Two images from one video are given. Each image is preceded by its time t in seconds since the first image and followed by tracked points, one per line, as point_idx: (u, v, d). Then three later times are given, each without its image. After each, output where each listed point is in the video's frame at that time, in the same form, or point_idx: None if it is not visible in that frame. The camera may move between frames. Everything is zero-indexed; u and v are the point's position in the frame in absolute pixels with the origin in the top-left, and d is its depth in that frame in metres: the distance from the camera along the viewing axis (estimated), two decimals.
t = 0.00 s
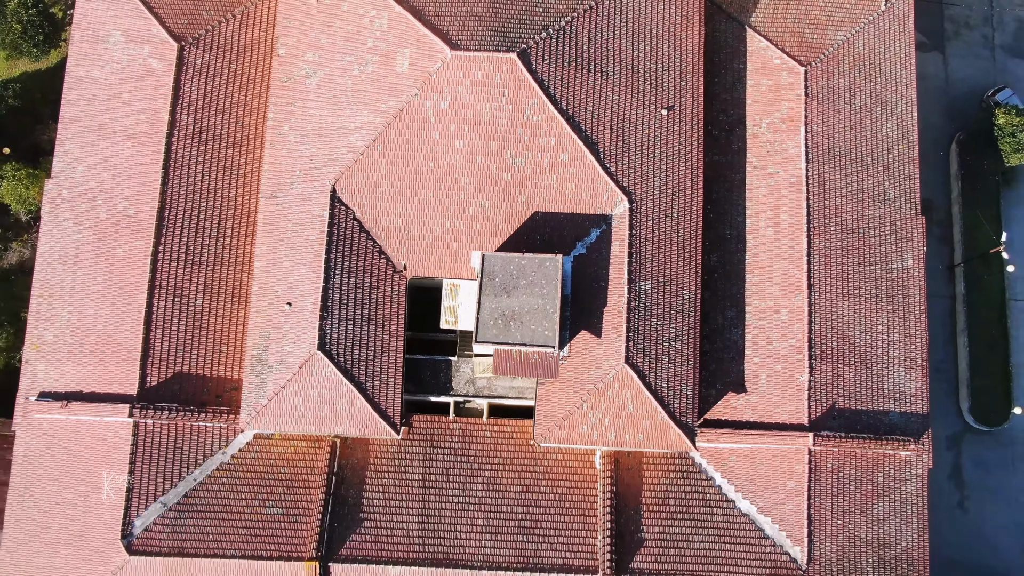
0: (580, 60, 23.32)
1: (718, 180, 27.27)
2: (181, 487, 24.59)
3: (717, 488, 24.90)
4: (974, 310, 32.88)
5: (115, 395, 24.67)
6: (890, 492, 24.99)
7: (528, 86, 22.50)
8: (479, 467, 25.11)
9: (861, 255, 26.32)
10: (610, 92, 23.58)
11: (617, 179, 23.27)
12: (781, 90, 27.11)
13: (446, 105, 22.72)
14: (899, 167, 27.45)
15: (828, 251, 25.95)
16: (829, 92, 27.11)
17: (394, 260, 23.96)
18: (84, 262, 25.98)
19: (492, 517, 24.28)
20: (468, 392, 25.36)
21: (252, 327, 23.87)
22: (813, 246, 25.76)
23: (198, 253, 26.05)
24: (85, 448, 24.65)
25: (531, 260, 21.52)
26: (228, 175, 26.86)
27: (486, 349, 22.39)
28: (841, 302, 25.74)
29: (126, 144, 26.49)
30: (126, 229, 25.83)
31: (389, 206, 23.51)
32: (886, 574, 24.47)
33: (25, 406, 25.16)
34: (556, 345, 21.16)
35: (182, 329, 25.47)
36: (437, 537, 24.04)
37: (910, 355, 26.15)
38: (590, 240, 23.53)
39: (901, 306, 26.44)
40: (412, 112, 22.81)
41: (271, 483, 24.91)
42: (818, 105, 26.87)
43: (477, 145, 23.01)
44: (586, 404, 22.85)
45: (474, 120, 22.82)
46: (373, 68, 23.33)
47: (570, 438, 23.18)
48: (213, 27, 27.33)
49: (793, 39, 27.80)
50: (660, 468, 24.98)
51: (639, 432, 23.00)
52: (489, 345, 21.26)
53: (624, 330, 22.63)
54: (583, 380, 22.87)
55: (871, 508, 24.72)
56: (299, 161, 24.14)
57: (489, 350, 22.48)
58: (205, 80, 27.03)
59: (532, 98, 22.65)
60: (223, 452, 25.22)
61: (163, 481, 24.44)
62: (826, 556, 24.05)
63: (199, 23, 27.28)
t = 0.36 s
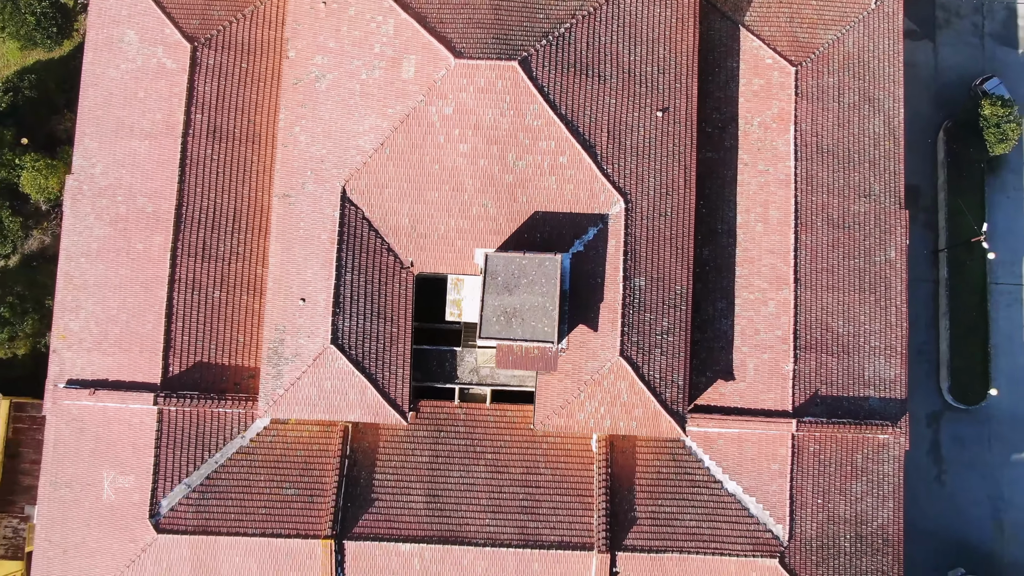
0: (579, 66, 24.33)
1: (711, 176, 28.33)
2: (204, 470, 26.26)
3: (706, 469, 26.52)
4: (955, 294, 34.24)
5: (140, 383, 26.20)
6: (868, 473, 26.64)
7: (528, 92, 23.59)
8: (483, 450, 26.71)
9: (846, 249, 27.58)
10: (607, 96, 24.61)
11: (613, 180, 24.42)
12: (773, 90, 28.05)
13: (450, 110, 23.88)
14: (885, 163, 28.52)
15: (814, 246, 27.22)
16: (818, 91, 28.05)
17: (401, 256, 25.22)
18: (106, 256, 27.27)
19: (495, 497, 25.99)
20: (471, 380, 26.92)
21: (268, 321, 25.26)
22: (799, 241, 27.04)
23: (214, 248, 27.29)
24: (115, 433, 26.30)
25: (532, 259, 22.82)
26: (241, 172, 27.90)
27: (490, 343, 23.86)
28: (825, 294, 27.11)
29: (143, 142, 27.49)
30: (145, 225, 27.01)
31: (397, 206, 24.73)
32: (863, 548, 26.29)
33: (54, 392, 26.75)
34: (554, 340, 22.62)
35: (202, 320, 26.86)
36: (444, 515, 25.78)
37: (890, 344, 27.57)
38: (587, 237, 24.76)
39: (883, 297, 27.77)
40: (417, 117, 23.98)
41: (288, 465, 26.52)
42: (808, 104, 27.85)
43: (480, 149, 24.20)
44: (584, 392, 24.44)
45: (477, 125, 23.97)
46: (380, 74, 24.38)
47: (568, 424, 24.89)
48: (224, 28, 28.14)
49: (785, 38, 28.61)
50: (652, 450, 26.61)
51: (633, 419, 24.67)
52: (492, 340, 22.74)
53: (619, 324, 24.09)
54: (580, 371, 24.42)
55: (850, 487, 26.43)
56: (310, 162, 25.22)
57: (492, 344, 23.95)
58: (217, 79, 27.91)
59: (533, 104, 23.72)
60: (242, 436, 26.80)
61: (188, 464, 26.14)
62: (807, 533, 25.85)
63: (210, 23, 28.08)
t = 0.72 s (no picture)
0: (578, 73, 25.63)
1: (704, 174, 29.51)
2: (224, 454, 27.89)
3: (696, 453, 28.25)
4: (938, 281, 35.59)
5: (162, 373, 27.78)
6: (849, 457, 28.36)
7: (529, 100, 24.90)
8: (486, 436, 28.38)
9: (832, 244, 28.92)
10: (605, 102, 25.81)
11: (610, 184, 25.70)
12: (764, 90, 29.07)
13: (455, 117, 25.25)
14: (871, 160, 29.66)
15: (802, 242, 28.55)
16: (808, 92, 29.10)
17: (409, 254, 26.69)
18: (127, 252, 28.65)
19: (498, 480, 27.72)
20: (475, 370, 28.67)
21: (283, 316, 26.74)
22: (788, 238, 28.36)
23: (230, 244, 28.57)
24: (140, 419, 27.98)
25: (533, 261, 24.26)
26: (254, 170, 28.97)
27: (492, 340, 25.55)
28: (811, 288, 28.53)
29: (160, 142, 28.65)
30: (164, 223, 28.32)
31: (404, 207, 26.07)
32: (842, 526, 28.17)
33: (81, 381, 28.49)
34: (553, 337, 24.28)
35: (220, 314, 28.31)
36: (449, 496, 27.52)
37: (872, 335, 29.07)
38: (585, 237, 26.17)
39: (867, 291, 29.19)
40: (424, 124, 25.31)
41: (303, 451, 28.15)
42: (798, 105, 28.92)
43: (484, 153, 25.58)
44: (581, 383, 26.16)
45: (481, 131, 25.33)
46: (389, 81, 25.58)
47: (566, 412, 26.64)
48: (235, 30, 29.04)
49: (777, 39, 29.53)
50: (645, 435, 28.32)
51: (626, 408, 26.47)
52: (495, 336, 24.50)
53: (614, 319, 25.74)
54: (577, 363, 26.16)
55: (831, 470, 28.17)
56: (321, 164, 26.44)
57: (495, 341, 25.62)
58: (230, 81, 28.88)
59: (533, 111, 25.03)
60: (260, 423, 28.37)
61: (209, 449, 27.78)
62: (790, 512, 27.68)
63: (223, 26, 28.93)
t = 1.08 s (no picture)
0: (577, 79, 26.93)
1: (698, 172, 30.77)
2: (244, 439, 29.65)
3: (688, 437, 30.06)
4: (924, 268, 36.83)
5: (183, 362, 29.39)
6: (832, 441, 30.07)
7: (530, 106, 26.23)
8: (490, 422, 30.08)
9: (820, 240, 30.25)
10: (603, 106, 27.08)
11: (607, 185, 27.05)
12: (757, 91, 30.17)
13: (459, 122, 26.56)
14: (859, 158, 30.83)
15: (790, 238, 29.88)
16: (799, 93, 30.20)
17: (417, 251, 28.11)
18: (148, 247, 30.08)
19: (501, 464, 29.47)
20: (479, 359, 30.80)
21: (298, 310, 28.26)
22: (777, 234, 29.69)
23: (245, 241, 29.95)
24: (164, 406, 29.68)
25: (535, 260, 25.77)
26: (267, 169, 30.21)
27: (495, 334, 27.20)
28: (799, 282, 29.94)
29: (177, 142, 29.87)
30: (182, 220, 29.66)
31: (412, 206, 27.49)
32: (824, 505, 29.98)
33: (107, 370, 30.14)
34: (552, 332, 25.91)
35: (237, 307, 29.82)
36: (455, 477, 29.30)
37: (856, 326, 30.59)
38: (583, 236, 27.63)
39: (852, 284, 30.62)
40: (430, 129, 26.62)
41: (317, 436, 29.88)
42: (789, 106, 30.04)
43: (487, 157, 26.97)
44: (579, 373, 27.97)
45: (485, 135, 26.67)
46: (396, 87, 26.78)
47: (565, 400, 28.42)
48: (247, 33, 30.05)
49: (769, 41, 30.55)
50: (639, 421, 30.14)
51: (622, 397, 28.23)
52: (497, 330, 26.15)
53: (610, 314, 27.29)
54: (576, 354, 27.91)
55: (814, 453, 29.92)
56: (331, 165, 27.71)
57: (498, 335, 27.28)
58: (242, 83, 29.97)
59: (534, 116, 26.39)
60: (276, 409, 30.10)
61: (229, 434, 29.50)
62: (775, 493, 29.47)
63: (233, 29, 29.93)
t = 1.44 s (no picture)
0: (575, 127, 28.44)
1: (690, 211, 32.31)
2: (259, 465, 31.19)
3: (681, 463, 31.63)
4: (908, 296, 38.37)
5: (202, 393, 30.95)
6: (818, 466, 31.59)
7: (530, 154, 27.77)
8: (492, 449, 31.67)
9: (807, 275, 31.74)
10: (600, 153, 28.61)
11: (604, 228, 28.58)
12: (747, 134, 31.67)
13: (464, 169, 28.07)
14: (845, 197, 32.32)
15: (779, 274, 31.37)
16: (787, 136, 31.66)
17: (423, 289, 29.62)
18: (167, 283, 31.63)
19: (503, 489, 31.08)
20: (482, 390, 32.26)
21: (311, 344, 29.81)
22: (766, 270, 31.21)
23: (260, 277, 31.51)
24: (183, 434, 31.26)
25: (535, 299, 27.34)
26: (281, 208, 31.73)
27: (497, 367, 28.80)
28: (786, 315, 31.47)
29: (195, 182, 31.39)
30: (200, 257, 31.22)
31: (419, 247, 29.00)
32: (811, 527, 31.54)
33: (129, 399, 31.74)
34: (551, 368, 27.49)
35: (252, 340, 31.36)
36: (459, 502, 30.89)
37: (841, 356, 32.14)
38: (581, 274, 29.17)
39: (837, 317, 32.17)
40: (436, 175, 28.15)
41: (329, 462, 31.46)
42: (777, 148, 31.51)
43: (490, 201, 28.49)
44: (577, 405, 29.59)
45: (488, 180, 28.19)
46: (404, 135, 28.30)
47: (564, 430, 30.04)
48: (261, 79, 31.52)
49: (759, 85, 32.01)
50: (634, 448, 31.74)
51: (617, 426, 29.85)
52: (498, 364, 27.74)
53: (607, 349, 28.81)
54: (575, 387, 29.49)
55: (801, 478, 31.45)
56: (342, 208, 29.23)
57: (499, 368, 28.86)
58: (257, 126, 31.48)
59: (535, 163, 27.92)
60: (290, 436, 31.65)
61: (246, 461, 31.07)
62: (763, 516, 31.01)
63: (248, 74, 31.40)
